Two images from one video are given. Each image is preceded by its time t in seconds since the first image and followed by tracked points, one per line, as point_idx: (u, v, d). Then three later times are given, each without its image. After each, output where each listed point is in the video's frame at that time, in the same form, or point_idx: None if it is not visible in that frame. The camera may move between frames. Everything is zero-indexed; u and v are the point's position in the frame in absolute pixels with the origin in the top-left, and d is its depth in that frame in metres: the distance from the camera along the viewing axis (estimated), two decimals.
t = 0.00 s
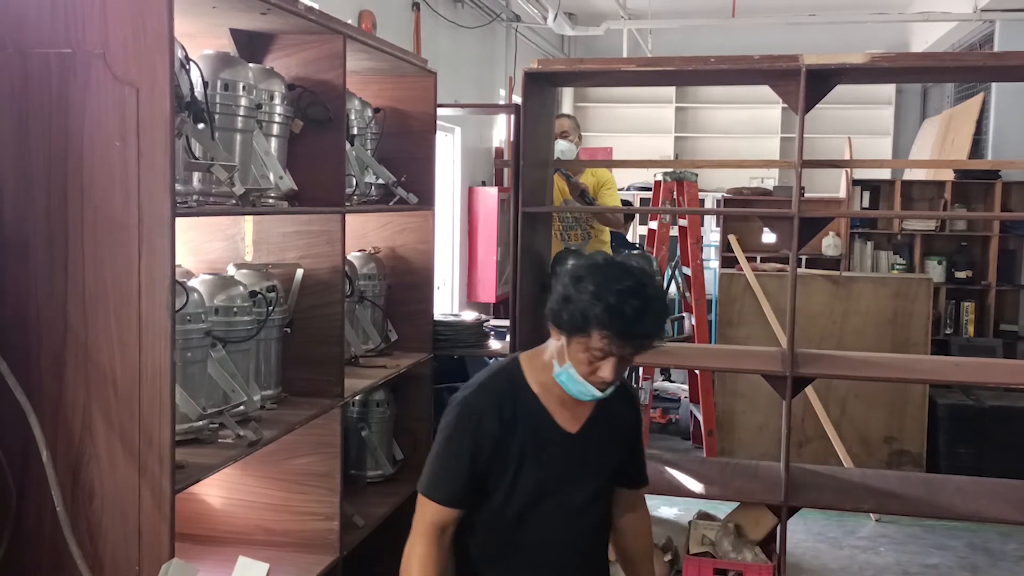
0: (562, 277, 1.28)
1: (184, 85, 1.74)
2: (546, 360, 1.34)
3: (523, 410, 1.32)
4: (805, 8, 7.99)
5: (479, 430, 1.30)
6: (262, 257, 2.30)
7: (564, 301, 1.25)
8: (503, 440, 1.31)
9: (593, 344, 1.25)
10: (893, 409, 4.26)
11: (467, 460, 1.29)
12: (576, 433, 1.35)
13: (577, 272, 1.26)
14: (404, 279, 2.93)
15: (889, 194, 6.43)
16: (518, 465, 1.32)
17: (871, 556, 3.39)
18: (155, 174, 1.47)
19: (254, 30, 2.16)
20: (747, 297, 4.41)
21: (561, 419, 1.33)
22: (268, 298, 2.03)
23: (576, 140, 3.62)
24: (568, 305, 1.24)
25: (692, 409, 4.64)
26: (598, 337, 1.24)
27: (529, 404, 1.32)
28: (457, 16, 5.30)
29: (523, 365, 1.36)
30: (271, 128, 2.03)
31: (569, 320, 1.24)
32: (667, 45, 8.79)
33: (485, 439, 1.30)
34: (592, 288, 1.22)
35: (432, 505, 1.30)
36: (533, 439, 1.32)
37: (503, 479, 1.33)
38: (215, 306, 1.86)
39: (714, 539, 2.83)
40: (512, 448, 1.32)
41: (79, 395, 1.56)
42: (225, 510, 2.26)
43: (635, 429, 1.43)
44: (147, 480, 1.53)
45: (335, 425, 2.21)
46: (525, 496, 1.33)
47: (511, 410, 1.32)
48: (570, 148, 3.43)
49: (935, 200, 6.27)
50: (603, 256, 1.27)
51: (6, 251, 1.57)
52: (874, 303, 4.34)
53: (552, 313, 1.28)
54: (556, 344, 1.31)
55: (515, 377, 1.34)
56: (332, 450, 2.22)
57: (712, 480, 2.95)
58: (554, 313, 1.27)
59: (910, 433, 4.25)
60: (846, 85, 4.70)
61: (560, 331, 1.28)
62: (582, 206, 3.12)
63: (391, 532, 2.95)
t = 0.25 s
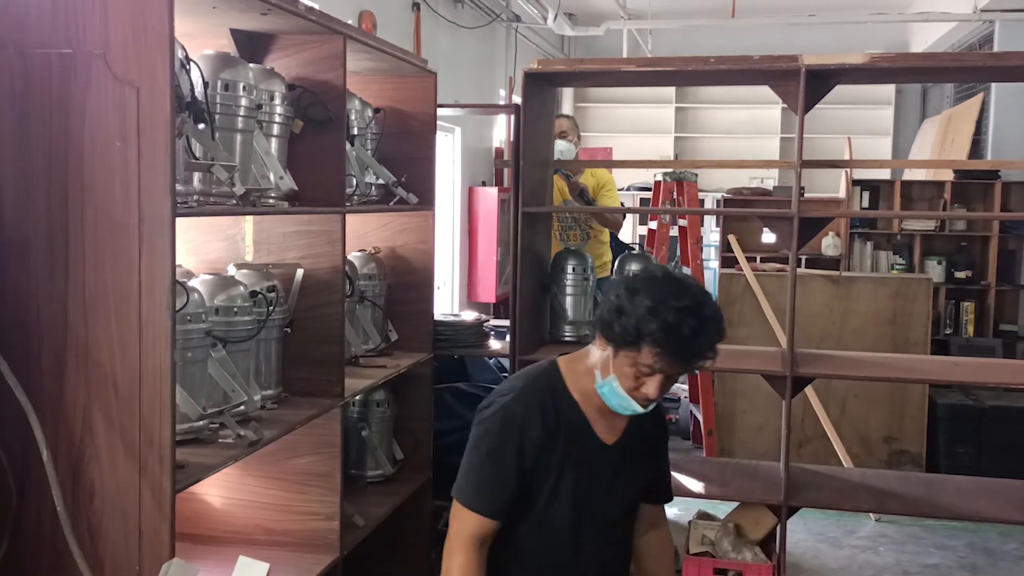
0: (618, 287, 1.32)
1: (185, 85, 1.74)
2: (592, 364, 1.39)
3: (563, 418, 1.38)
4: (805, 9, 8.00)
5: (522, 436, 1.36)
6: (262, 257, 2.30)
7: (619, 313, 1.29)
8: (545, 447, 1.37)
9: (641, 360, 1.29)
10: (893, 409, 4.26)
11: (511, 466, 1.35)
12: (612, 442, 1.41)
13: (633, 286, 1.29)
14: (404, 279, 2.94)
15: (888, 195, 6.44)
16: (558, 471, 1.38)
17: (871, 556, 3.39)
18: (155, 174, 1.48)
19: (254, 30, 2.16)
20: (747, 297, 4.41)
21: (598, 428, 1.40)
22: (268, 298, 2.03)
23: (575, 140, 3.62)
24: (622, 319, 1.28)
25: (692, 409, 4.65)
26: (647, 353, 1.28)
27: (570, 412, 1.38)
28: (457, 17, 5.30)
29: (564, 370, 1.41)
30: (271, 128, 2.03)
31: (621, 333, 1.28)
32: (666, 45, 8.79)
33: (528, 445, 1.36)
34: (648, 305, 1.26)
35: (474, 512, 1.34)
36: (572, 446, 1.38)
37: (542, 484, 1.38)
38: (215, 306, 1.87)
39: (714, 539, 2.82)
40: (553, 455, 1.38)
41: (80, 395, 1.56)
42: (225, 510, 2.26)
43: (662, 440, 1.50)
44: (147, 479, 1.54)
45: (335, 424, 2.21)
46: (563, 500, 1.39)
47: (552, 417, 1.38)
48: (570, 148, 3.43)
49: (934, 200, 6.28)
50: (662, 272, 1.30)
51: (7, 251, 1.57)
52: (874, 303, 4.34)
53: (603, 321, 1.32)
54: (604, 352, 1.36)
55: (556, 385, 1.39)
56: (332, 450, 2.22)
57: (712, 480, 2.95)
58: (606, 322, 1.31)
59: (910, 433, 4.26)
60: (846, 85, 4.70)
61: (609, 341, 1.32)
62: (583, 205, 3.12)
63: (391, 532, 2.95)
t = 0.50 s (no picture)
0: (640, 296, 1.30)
1: (185, 85, 1.74)
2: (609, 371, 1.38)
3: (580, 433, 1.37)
4: (805, 9, 8.00)
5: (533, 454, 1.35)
6: (263, 257, 2.30)
7: (643, 325, 1.27)
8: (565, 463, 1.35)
9: (664, 373, 1.29)
10: (893, 409, 4.26)
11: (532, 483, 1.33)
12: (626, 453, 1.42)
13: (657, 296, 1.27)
14: (404, 279, 2.94)
15: (888, 195, 6.44)
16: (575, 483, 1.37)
17: (871, 555, 3.39)
18: (156, 174, 1.48)
19: (254, 30, 2.16)
20: (747, 297, 4.41)
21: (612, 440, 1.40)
22: (268, 298, 2.03)
23: (574, 140, 3.63)
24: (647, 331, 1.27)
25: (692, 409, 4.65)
26: (671, 366, 1.28)
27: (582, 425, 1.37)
28: (456, 17, 5.30)
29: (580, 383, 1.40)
30: (271, 128, 2.03)
31: (644, 347, 1.27)
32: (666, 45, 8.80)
33: (547, 463, 1.34)
34: (674, 318, 1.25)
35: (499, 533, 1.31)
36: (591, 458, 1.38)
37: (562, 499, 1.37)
38: (215, 306, 1.87)
39: (714, 539, 2.83)
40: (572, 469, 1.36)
41: (80, 394, 1.56)
42: (225, 510, 2.27)
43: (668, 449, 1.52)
44: (148, 479, 1.54)
45: (335, 424, 2.22)
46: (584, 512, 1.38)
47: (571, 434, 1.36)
48: (570, 148, 3.44)
49: (934, 200, 6.28)
50: (687, 281, 1.29)
51: (7, 251, 1.57)
52: (874, 303, 4.34)
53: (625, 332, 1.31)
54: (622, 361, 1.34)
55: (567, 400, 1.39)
56: (332, 450, 2.22)
57: (712, 480, 2.95)
58: (627, 334, 1.30)
59: (909, 433, 4.26)
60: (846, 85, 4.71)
61: (630, 352, 1.31)
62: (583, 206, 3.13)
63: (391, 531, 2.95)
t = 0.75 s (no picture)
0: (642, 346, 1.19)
1: (185, 86, 1.74)
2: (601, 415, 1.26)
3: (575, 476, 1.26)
4: (805, 9, 8.00)
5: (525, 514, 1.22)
6: (263, 256, 2.30)
7: (648, 378, 1.16)
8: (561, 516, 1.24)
9: (668, 429, 1.19)
10: (892, 409, 4.26)
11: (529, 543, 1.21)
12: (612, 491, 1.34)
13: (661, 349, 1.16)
14: (404, 278, 2.94)
15: (888, 195, 6.45)
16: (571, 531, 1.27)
17: (870, 555, 3.39)
18: (156, 174, 1.48)
19: (254, 30, 2.16)
20: (746, 297, 4.42)
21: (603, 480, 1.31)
22: (269, 298, 2.04)
23: (573, 139, 3.63)
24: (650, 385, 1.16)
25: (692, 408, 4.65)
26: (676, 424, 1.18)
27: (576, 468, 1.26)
28: (457, 17, 5.30)
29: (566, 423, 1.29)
30: (272, 128, 2.03)
31: (648, 402, 1.16)
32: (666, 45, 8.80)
33: (553, 513, 1.22)
34: (685, 373, 1.14)
35: None
36: (585, 510, 1.28)
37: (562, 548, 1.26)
38: (215, 306, 1.87)
39: (714, 538, 2.81)
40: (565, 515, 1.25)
41: (80, 394, 1.57)
42: (226, 509, 2.27)
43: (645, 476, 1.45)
44: (148, 479, 1.54)
45: (335, 424, 2.22)
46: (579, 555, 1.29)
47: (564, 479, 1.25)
48: (570, 148, 3.44)
49: (934, 200, 6.28)
50: (699, 330, 1.18)
51: (8, 251, 1.57)
52: (873, 303, 4.34)
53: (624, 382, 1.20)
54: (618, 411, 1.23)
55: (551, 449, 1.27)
56: (332, 449, 2.22)
57: (712, 479, 2.96)
58: (628, 383, 1.19)
59: (909, 433, 4.26)
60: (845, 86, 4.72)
61: (630, 404, 1.20)
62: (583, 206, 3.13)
63: (392, 531, 2.95)
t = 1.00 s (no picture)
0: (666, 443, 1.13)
1: (186, 86, 1.74)
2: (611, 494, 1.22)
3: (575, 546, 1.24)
4: (805, 9, 8.01)
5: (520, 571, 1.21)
6: (263, 256, 2.30)
7: (664, 474, 1.12)
8: None
9: (679, 526, 1.14)
10: (892, 409, 4.27)
11: None
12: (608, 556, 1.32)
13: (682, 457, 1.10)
14: (404, 278, 2.94)
15: (887, 195, 6.45)
16: None
17: (870, 555, 3.40)
18: (156, 175, 1.49)
19: (255, 30, 2.17)
20: (746, 296, 4.42)
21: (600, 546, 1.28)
22: (269, 297, 2.04)
23: (573, 139, 3.63)
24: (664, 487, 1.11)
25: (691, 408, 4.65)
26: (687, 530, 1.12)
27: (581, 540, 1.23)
28: (457, 17, 5.30)
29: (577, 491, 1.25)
30: (272, 128, 2.04)
31: (663, 498, 1.12)
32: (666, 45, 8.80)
33: None
34: (704, 477, 1.09)
35: None
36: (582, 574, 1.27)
37: None
38: (216, 306, 1.87)
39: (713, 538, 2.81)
40: None
41: (81, 394, 1.57)
42: (226, 509, 2.27)
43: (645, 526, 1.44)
44: (148, 478, 1.54)
45: (335, 424, 2.22)
46: None
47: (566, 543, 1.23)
48: (571, 147, 3.44)
49: (933, 200, 6.29)
50: (724, 427, 1.12)
51: (9, 251, 1.57)
52: (873, 303, 4.35)
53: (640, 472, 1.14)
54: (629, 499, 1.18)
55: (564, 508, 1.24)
56: (332, 449, 2.23)
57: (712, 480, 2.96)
58: (643, 473, 1.14)
59: (909, 433, 4.26)
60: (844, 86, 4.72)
61: (642, 494, 1.15)
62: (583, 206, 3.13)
63: (392, 531, 2.95)
